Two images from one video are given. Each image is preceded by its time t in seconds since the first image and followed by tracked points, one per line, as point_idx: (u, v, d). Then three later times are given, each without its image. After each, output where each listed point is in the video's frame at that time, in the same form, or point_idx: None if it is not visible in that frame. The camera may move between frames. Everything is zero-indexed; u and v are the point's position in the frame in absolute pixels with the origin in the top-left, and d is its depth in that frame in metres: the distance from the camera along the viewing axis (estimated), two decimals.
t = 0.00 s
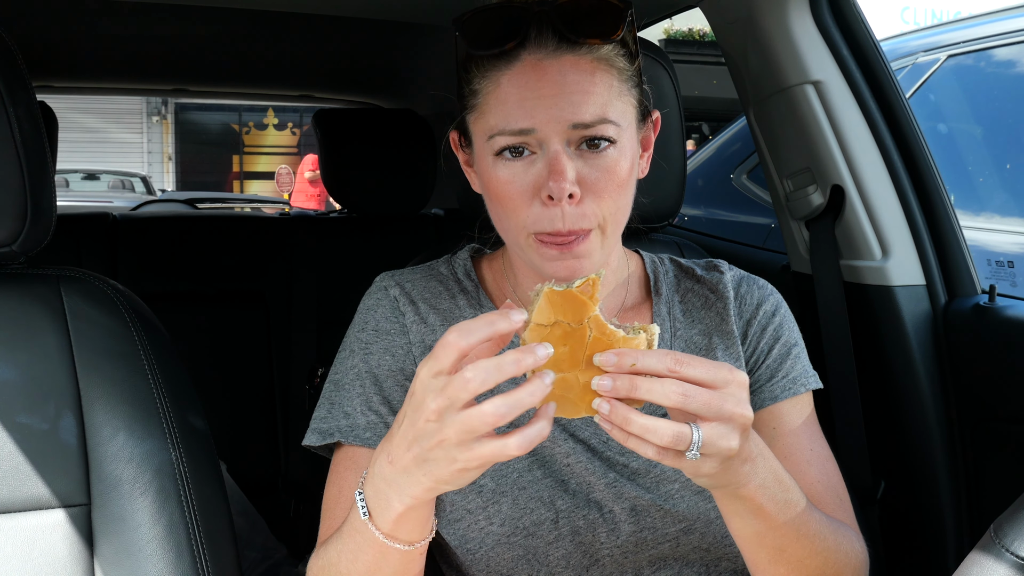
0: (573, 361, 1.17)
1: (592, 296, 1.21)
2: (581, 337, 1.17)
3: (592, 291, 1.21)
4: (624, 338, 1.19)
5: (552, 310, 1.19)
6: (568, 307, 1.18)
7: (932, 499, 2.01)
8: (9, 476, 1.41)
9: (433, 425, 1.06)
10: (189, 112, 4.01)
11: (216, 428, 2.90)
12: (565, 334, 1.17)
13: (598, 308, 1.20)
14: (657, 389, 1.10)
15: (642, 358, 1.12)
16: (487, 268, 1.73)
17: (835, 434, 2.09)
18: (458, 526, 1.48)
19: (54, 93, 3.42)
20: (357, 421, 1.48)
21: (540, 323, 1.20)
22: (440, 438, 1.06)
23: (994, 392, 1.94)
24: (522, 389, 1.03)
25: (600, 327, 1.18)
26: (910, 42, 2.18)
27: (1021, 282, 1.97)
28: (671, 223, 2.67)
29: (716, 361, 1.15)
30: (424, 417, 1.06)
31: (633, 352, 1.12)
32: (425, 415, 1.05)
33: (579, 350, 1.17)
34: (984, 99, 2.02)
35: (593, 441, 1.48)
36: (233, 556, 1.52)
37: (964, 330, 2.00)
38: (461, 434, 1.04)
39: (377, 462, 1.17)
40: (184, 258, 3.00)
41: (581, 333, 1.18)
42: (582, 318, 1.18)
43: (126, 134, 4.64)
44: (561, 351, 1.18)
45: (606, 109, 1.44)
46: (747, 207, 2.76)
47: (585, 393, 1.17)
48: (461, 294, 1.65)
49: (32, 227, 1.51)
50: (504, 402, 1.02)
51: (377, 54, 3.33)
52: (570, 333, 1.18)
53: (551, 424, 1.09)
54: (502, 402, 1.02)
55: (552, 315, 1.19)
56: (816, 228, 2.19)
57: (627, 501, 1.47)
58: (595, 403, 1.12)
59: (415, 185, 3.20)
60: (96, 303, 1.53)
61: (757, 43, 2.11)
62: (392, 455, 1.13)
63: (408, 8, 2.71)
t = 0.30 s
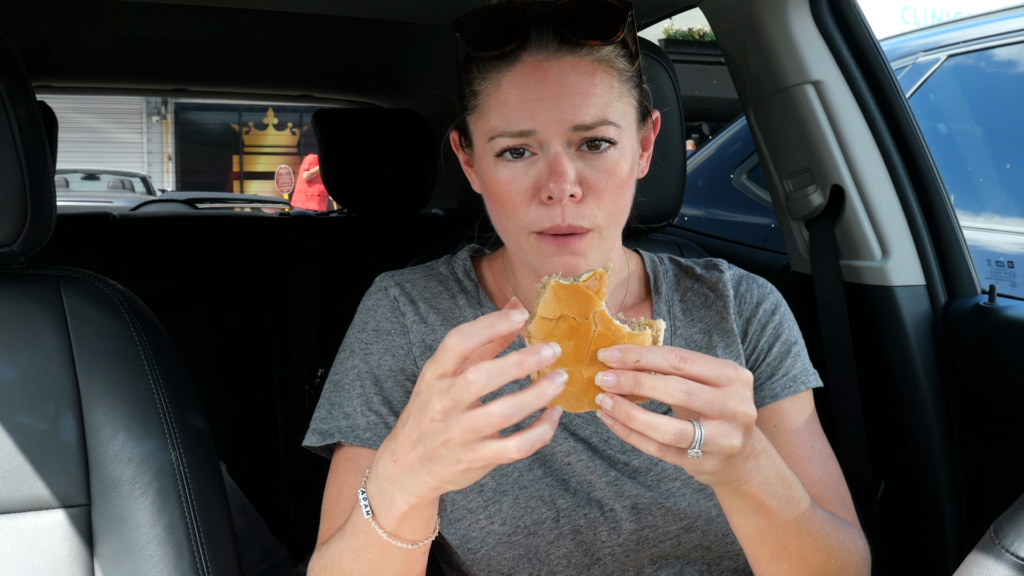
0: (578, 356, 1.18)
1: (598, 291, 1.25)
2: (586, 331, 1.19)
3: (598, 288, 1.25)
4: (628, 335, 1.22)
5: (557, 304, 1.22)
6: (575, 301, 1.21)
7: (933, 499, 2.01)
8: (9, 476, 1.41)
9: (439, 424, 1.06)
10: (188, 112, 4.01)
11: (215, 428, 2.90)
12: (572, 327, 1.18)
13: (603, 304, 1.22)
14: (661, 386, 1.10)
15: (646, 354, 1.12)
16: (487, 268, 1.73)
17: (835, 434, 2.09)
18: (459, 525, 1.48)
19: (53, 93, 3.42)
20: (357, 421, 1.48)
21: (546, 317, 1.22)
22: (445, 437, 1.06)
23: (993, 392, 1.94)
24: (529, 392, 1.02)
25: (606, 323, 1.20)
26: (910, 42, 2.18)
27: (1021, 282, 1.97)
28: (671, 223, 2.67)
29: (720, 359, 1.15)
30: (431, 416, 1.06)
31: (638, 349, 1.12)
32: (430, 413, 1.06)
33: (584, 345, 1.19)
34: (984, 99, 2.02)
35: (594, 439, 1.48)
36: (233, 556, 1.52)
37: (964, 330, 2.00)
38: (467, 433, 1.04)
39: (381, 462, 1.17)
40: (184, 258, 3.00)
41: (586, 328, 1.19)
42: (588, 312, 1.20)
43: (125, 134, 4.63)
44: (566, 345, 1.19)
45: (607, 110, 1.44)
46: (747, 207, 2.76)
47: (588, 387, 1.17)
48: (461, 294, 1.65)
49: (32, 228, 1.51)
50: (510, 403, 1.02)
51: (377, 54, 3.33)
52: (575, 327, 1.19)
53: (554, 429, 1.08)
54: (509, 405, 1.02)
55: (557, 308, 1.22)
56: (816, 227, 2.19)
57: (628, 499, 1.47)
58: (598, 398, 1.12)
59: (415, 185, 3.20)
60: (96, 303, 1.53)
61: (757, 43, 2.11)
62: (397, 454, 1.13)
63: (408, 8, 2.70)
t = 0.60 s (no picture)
0: (573, 359, 1.18)
1: (594, 294, 1.23)
2: (581, 335, 1.18)
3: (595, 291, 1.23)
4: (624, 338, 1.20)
5: (553, 308, 1.20)
6: (570, 305, 1.19)
7: (933, 499, 2.01)
8: (9, 476, 1.41)
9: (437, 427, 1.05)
10: (189, 112, 4.02)
11: (216, 428, 2.90)
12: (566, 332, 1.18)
13: (599, 306, 1.21)
14: (655, 390, 1.10)
15: (642, 358, 1.11)
16: (487, 268, 1.73)
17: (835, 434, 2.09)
18: (458, 525, 1.48)
19: (54, 93, 3.42)
20: (356, 421, 1.48)
21: (542, 320, 1.21)
22: (445, 439, 1.06)
23: (994, 392, 1.94)
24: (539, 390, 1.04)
25: (601, 326, 1.19)
26: (911, 42, 2.18)
27: (1021, 282, 1.97)
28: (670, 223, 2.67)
29: (715, 363, 1.15)
30: (427, 420, 1.05)
31: (632, 353, 1.11)
32: (430, 414, 1.04)
33: (579, 349, 1.17)
34: (985, 99, 2.02)
35: (593, 439, 1.48)
36: (233, 556, 1.52)
37: (964, 330, 2.00)
38: (472, 434, 1.04)
39: (380, 461, 1.17)
40: (184, 258, 3.00)
41: (581, 331, 1.18)
42: (583, 315, 1.19)
43: (126, 134, 4.64)
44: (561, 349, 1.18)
45: (604, 109, 1.44)
46: (747, 207, 2.76)
47: (584, 390, 1.17)
48: (460, 294, 1.65)
49: (32, 227, 1.51)
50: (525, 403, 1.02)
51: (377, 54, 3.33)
52: (570, 331, 1.18)
53: (555, 425, 1.10)
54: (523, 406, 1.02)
55: (553, 312, 1.20)
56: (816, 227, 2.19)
57: (627, 499, 1.47)
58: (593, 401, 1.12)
59: (415, 185, 3.20)
60: (95, 303, 1.53)
61: (757, 43, 2.11)
62: (395, 454, 1.13)
63: (408, 8, 2.71)
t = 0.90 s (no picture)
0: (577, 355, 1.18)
1: (601, 292, 1.23)
2: (586, 331, 1.18)
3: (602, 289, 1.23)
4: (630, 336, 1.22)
5: (560, 304, 1.20)
6: (576, 301, 1.19)
7: (932, 499, 2.01)
8: (9, 476, 1.41)
9: (449, 423, 1.07)
10: (188, 112, 4.02)
11: (215, 428, 2.90)
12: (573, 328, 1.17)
13: (605, 304, 1.21)
14: (658, 390, 1.10)
15: (647, 357, 1.11)
16: (487, 268, 1.73)
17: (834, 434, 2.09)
18: (457, 525, 1.48)
19: (54, 93, 3.42)
20: (356, 421, 1.49)
21: (549, 316, 1.21)
22: (453, 437, 1.07)
23: (993, 392, 1.94)
24: (558, 401, 1.07)
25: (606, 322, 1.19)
26: (910, 42, 2.18)
27: (1021, 282, 1.97)
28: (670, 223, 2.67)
29: (720, 366, 1.16)
30: (440, 415, 1.06)
31: (637, 352, 1.11)
32: (443, 411, 1.06)
33: (584, 346, 1.17)
34: (984, 99, 2.02)
35: (593, 439, 1.48)
36: (232, 556, 1.52)
37: (964, 330, 2.00)
38: (483, 433, 1.05)
39: (381, 460, 1.17)
40: (184, 258, 3.00)
41: (587, 329, 1.18)
42: (589, 313, 1.19)
43: (125, 134, 4.63)
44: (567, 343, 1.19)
45: (609, 108, 1.45)
46: (746, 208, 2.76)
47: (589, 387, 1.17)
48: (459, 294, 1.65)
49: (32, 227, 1.51)
50: (544, 408, 1.06)
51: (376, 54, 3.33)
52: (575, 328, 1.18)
53: (567, 435, 1.10)
54: (542, 408, 1.05)
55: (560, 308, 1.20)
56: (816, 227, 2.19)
57: (627, 499, 1.47)
58: (596, 398, 1.11)
59: (415, 185, 3.20)
60: (95, 302, 1.53)
61: (757, 43, 2.12)
62: (397, 451, 1.13)
63: (408, 8, 2.71)
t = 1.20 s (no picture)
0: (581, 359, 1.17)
1: (604, 294, 1.25)
2: (590, 334, 1.17)
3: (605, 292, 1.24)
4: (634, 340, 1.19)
5: (562, 307, 1.20)
6: (579, 304, 1.19)
7: (932, 499, 2.01)
8: (9, 476, 1.41)
9: (446, 425, 1.07)
10: (188, 111, 4.01)
11: (215, 428, 2.90)
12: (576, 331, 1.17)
13: (609, 307, 1.20)
14: (664, 393, 1.10)
15: (651, 360, 1.12)
16: (487, 268, 1.73)
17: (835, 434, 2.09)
18: (457, 525, 1.48)
19: (54, 93, 3.42)
20: (356, 421, 1.48)
21: (552, 319, 1.21)
22: (451, 438, 1.07)
23: (993, 391, 1.94)
24: (555, 401, 1.08)
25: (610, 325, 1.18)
26: (910, 42, 2.19)
27: (1021, 282, 1.97)
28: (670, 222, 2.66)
29: (723, 367, 1.16)
30: (437, 417, 1.07)
31: (642, 355, 1.12)
32: (441, 414, 1.06)
33: (587, 349, 1.16)
34: (984, 99, 2.02)
35: (593, 439, 1.48)
36: (232, 556, 1.52)
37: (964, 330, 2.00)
38: (481, 434, 1.06)
39: (384, 459, 1.17)
40: (184, 258, 3.00)
41: (591, 331, 1.17)
42: (593, 316, 1.18)
43: (126, 134, 4.63)
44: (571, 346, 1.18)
45: (609, 111, 1.44)
46: (746, 207, 2.76)
47: (592, 390, 1.16)
48: (459, 294, 1.65)
49: (32, 227, 1.51)
50: (543, 407, 1.07)
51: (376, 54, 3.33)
52: (580, 330, 1.17)
53: (569, 432, 1.11)
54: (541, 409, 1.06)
55: (563, 310, 1.20)
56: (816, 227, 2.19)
57: (627, 499, 1.47)
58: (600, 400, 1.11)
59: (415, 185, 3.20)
60: (96, 303, 1.53)
61: (757, 43, 2.11)
62: (399, 451, 1.13)
63: (408, 7, 2.71)
